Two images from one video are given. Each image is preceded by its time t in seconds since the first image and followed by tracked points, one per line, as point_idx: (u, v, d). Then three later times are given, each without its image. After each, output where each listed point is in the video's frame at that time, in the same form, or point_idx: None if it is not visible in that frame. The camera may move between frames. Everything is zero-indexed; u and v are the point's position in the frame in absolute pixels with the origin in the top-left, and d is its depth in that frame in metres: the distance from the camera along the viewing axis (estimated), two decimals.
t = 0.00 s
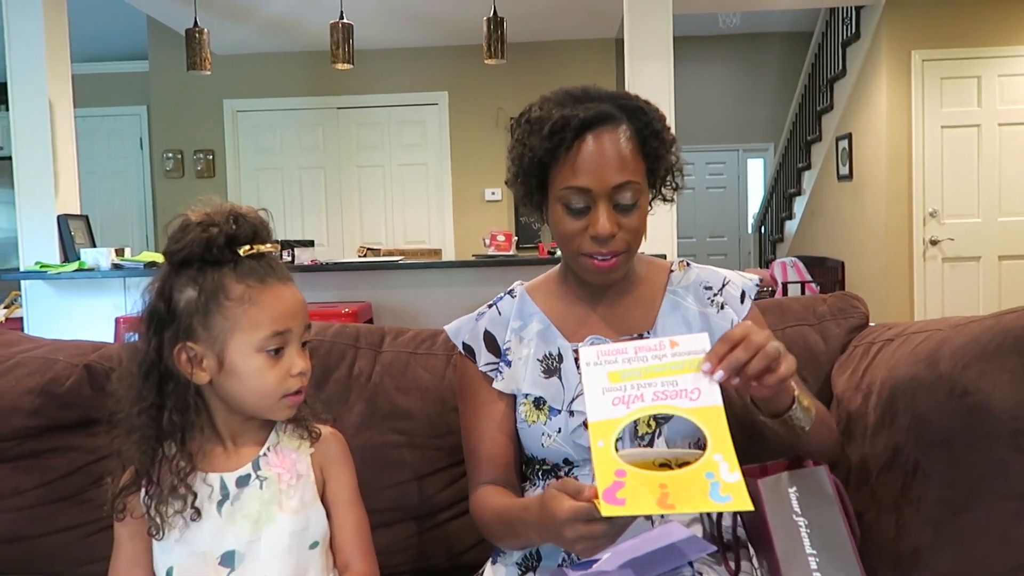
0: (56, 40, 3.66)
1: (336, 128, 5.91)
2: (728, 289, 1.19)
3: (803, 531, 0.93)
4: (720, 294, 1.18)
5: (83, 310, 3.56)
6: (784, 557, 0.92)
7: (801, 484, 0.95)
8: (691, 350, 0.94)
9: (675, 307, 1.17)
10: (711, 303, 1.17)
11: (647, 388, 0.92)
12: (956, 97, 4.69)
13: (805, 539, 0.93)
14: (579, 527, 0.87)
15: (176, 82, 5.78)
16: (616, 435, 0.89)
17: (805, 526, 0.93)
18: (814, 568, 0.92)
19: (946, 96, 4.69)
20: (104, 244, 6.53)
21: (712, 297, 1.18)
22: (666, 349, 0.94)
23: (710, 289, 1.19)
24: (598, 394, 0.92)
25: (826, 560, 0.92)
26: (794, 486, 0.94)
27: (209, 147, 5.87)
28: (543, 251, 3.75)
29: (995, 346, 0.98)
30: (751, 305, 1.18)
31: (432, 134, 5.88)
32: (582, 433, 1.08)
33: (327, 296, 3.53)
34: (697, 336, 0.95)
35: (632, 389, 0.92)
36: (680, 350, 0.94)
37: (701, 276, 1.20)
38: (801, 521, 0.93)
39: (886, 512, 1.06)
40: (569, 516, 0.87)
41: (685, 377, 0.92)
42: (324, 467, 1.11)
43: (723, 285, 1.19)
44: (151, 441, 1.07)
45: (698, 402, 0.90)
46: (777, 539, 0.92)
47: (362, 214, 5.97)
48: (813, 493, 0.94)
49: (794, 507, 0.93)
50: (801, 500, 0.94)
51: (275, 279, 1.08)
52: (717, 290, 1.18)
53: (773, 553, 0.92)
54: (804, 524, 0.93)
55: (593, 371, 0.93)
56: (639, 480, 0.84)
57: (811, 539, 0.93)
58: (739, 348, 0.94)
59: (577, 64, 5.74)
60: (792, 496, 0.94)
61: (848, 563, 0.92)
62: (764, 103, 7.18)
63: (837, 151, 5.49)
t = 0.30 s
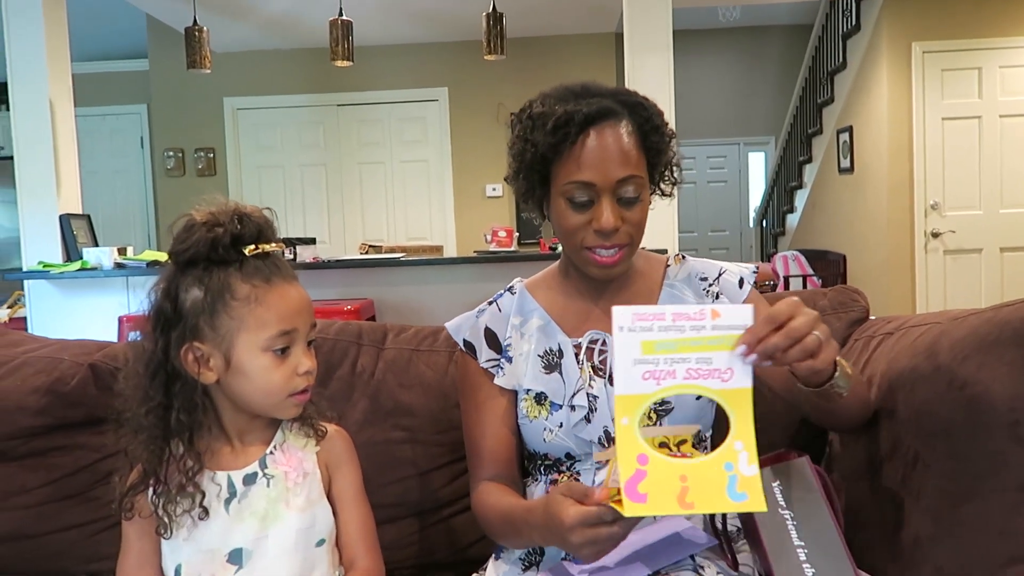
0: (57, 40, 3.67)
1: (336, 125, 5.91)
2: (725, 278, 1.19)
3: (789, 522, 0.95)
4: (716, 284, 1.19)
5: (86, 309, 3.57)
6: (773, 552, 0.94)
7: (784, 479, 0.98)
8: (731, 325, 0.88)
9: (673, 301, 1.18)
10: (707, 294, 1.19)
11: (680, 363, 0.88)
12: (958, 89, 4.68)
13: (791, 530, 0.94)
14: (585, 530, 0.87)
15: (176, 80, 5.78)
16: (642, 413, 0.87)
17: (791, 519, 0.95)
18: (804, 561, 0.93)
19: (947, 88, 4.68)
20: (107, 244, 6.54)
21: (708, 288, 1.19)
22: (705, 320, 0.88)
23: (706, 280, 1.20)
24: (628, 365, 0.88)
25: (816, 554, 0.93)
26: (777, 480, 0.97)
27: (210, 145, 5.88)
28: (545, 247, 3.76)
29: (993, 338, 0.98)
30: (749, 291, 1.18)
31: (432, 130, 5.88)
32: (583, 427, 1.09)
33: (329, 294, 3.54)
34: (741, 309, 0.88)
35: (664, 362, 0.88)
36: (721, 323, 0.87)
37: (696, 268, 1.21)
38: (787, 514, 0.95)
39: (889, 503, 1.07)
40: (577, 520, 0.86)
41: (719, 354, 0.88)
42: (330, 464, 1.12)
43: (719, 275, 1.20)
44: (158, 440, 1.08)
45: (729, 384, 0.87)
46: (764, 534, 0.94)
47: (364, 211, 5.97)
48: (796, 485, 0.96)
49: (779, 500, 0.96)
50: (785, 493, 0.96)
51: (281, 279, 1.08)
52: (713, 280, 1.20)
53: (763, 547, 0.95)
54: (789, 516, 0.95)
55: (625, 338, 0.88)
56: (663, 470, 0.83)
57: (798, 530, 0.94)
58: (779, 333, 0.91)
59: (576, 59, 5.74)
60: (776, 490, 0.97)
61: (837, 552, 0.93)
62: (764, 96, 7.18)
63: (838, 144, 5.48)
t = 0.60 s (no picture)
0: (59, 46, 3.68)
1: (337, 130, 5.93)
2: (725, 280, 1.20)
3: (801, 524, 0.95)
4: (716, 286, 1.19)
5: (89, 315, 3.58)
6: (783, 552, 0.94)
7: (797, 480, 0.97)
8: (817, 308, 0.81)
9: (674, 304, 1.18)
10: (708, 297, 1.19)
11: (758, 345, 0.81)
12: (958, 92, 4.68)
13: (802, 532, 0.95)
14: (611, 536, 0.85)
15: (179, 86, 5.81)
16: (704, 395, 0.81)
17: (803, 520, 0.95)
18: (813, 563, 0.93)
19: (947, 91, 4.69)
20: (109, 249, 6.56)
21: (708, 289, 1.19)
22: (795, 305, 0.79)
23: (706, 282, 1.20)
24: (708, 349, 0.79)
25: (825, 554, 0.94)
26: (790, 481, 0.96)
27: (212, 150, 5.90)
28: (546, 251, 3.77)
29: (995, 341, 0.98)
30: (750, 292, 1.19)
31: (434, 134, 5.89)
32: (588, 430, 1.10)
33: (331, 299, 3.55)
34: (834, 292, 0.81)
35: (743, 345, 0.80)
36: (811, 309, 0.80)
37: (696, 271, 1.22)
38: (799, 516, 0.95)
39: (891, 506, 1.07)
40: (602, 526, 0.85)
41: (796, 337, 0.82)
42: (332, 469, 1.13)
43: (719, 278, 1.20)
44: (160, 447, 1.08)
45: (799, 364, 0.84)
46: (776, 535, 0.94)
47: (365, 217, 5.99)
48: (810, 488, 0.96)
49: (792, 502, 0.95)
50: (798, 495, 0.96)
51: (281, 284, 1.09)
52: (713, 282, 1.20)
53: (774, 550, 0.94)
54: (801, 518, 0.95)
55: (712, 323, 0.77)
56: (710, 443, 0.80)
57: (810, 533, 0.95)
58: (860, 319, 0.88)
59: (577, 64, 5.75)
60: (789, 491, 0.96)
61: (848, 555, 0.93)
62: (764, 100, 7.19)
63: (839, 147, 5.49)
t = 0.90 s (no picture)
0: (62, 53, 3.70)
1: (340, 136, 5.94)
2: (726, 284, 1.20)
3: (795, 530, 0.94)
4: (716, 290, 1.19)
5: (91, 321, 3.59)
6: (778, 556, 0.94)
7: (789, 484, 0.97)
8: (887, 363, 0.75)
9: (676, 309, 1.18)
10: (707, 301, 1.19)
11: (812, 394, 0.76)
12: (959, 97, 4.69)
13: (797, 536, 0.94)
14: (625, 526, 0.84)
15: (183, 93, 5.83)
16: (741, 426, 0.77)
17: (797, 525, 0.95)
18: (808, 565, 0.93)
19: (948, 95, 4.69)
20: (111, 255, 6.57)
21: (708, 295, 1.19)
22: (865, 362, 0.73)
23: (706, 287, 1.20)
24: (757, 400, 0.74)
25: (820, 556, 0.93)
26: (782, 486, 0.96)
27: (214, 157, 5.92)
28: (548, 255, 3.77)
29: (997, 343, 0.99)
30: (751, 296, 1.18)
31: (436, 140, 5.90)
32: (589, 429, 1.10)
33: (333, 304, 3.55)
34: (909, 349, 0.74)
35: (795, 393, 0.75)
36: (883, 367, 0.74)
37: (699, 276, 1.22)
38: (793, 521, 0.95)
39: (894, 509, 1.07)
40: (615, 516, 0.84)
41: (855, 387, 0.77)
42: (333, 473, 1.12)
43: (719, 282, 1.20)
44: (162, 451, 1.08)
45: (852, 407, 0.80)
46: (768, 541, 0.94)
47: (368, 222, 5.99)
48: (802, 491, 0.96)
49: (784, 506, 0.95)
50: (790, 499, 0.96)
51: (282, 287, 1.09)
52: (713, 287, 1.20)
53: (767, 553, 0.95)
54: (795, 523, 0.95)
55: (768, 379, 0.72)
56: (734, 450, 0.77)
57: (803, 537, 0.94)
58: (932, 372, 0.85)
59: (579, 69, 5.77)
60: (781, 496, 0.96)
61: (843, 558, 0.93)
62: (766, 104, 7.20)
63: (841, 151, 5.49)
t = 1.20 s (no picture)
0: (64, 58, 3.71)
1: (342, 138, 5.95)
2: (727, 285, 1.19)
3: (800, 530, 0.94)
4: (717, 292, 1.19)
5: (94, 324, 3.59)
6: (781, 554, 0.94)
7: (795, 485, 0.96)
8: (876, 356, 0.77)
9: (678, 310, 1.18)
10: (709, 301, 1.18)
11: (803, 389, 0.77)
12: (962, 95, 4.68)
13: (802, 537, 0.94)
14: (619, 528, 0.84)
15: (185, 97, 5.84)
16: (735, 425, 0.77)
17: (802, 526, 0.94)
18: (814, 566, 0.93)
19: (950, 94, 4.69)
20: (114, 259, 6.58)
21: (710, 295, 1.19)
22: (855, 354, 0.75)
23: (708, 288, 1.20)
24: (749, 394, 0.75)
25: (825, 557, 0.93)
26: (787, 486, 0.96)
27: (216, 160, 5.93)
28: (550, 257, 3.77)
29: (1000, 343, 0.99)
30: (751, 297, 1.18)
31: (437, 142, 5.91)
32: (591, 429, 1.10)
33: (336, 306, 3.55)
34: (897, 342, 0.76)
35: (785, 388, 0.76)
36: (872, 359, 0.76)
37: (701, 278, 1.22)
38: (798, 521, 0.94)
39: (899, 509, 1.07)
40: (610, 518, 0.83)
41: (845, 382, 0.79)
42: (338, 475, 1.13)
43: (721, 284, 1.20)
44: (168, 455, 1.08)
45: (844, 402, 0.81)
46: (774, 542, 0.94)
47: (370, 225, 6.00)
48: (807, 492, 0.96)
49: (789, 507, 0.95)
50: (795, 499, 0.95)
51: (287, 290, 1.09)
52: (715, 288, 1.20)
53: (772, 552, 0.95)
54: (800, 524, 0.94)
55: (758, 373, 0.73)
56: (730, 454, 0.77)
57: (809, 538, 0.94)
58: (923, 364, 0.87)
59: (579, 70, 5.77)
60: (786, 496, 0.95)
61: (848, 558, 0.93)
62: (767, 104, 7.19)
63: (843, 151, 5.48)
